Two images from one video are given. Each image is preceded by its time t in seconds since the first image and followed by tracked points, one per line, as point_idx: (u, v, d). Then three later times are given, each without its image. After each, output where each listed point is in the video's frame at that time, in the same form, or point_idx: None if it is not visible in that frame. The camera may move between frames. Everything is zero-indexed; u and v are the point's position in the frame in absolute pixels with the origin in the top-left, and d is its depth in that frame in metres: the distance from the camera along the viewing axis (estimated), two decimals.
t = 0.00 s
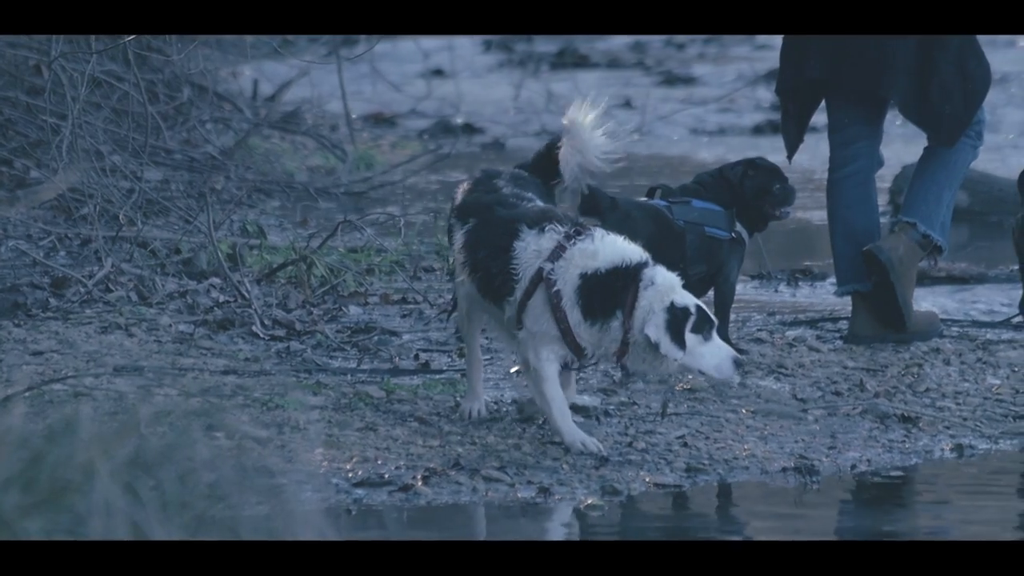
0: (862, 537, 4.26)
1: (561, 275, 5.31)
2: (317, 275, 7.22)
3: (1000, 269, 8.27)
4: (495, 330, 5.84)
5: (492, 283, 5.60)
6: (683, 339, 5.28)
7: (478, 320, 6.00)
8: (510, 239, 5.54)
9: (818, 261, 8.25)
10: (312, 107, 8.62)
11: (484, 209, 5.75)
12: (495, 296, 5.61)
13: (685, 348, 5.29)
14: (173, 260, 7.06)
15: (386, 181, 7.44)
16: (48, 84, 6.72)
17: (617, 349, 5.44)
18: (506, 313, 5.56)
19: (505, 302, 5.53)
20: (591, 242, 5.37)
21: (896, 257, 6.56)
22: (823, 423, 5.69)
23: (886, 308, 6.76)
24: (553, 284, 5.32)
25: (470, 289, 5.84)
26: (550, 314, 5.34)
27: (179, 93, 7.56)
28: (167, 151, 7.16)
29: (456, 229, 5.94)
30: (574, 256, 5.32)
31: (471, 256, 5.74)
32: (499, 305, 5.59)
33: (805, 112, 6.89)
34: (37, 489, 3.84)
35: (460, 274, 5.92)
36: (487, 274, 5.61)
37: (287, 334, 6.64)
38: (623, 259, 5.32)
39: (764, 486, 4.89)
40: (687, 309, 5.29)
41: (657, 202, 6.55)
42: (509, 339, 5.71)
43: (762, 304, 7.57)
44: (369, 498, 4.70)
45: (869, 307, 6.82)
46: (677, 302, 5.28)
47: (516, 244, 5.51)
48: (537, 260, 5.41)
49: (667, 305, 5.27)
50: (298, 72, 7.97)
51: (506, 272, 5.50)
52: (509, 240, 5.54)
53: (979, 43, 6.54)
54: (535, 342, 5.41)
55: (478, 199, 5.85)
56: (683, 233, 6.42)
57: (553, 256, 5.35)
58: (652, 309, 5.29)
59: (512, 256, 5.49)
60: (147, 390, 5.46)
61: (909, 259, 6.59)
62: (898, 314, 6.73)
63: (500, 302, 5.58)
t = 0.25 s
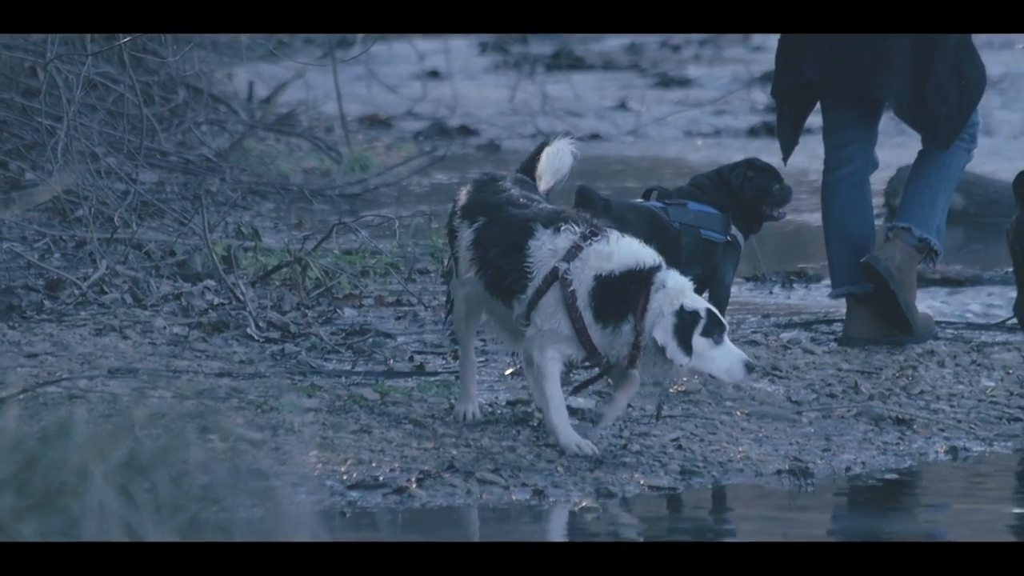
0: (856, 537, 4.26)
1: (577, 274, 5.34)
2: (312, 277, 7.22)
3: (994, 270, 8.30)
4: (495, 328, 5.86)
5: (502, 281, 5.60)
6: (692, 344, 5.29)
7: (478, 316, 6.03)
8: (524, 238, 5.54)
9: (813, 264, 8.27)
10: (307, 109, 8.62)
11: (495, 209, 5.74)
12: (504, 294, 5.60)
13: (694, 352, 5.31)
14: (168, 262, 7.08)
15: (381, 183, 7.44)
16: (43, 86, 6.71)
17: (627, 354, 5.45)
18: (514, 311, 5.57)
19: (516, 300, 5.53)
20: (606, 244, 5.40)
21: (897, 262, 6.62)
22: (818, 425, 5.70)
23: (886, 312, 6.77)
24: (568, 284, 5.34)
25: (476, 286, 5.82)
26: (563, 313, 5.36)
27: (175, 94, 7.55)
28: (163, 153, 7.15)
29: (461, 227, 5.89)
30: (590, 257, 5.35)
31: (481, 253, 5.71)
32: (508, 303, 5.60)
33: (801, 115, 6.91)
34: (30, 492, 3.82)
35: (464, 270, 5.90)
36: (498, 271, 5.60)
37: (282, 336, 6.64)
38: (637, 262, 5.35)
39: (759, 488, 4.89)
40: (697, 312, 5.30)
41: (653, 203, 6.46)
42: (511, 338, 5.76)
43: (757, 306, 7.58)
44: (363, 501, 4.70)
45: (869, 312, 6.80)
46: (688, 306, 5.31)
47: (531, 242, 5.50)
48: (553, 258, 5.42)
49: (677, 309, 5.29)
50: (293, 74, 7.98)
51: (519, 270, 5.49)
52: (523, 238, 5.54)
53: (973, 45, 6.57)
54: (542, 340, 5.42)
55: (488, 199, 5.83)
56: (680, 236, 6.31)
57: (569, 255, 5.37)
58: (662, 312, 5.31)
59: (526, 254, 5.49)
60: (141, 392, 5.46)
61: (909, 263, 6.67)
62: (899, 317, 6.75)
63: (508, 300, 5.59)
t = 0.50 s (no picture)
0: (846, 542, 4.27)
1: (585, 281, 5.29)
2: (302, 283, 7.22)
3: (982, 276, 8.33)
4: (494, 329, 5.81)
5: (509, 283, 5.54)
6: (697, 352, 5.17)
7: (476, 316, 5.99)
8: (534, 240, 5.50)
9: (803, 270, 8.29)
10: (297, 116, 8.62)
11: (503, 211, 5.70)
12: (510, 296, 5.55)
13: (700, 360, 5.18)
14: (158, 269, 7.07)
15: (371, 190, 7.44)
16: (32, 92, 6.68)
17: (635, 362, 5.37)
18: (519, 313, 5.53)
19: (521, 302, 5.49)
20: (616, 251, 5.36)
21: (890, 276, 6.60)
22: (808, 431, 5.70)
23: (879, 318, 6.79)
24: (575, 290, 5.30)
25: (480, 287, 5.77)
26: (569, 318, 5.32)
27: (164, 101, 7.54)
28: (152, 160, 7.13)
29: (466, 226, 5.85)
30: (599, 263, 5.31)
31: (488, 254, 5.65)
32: (514, 306, 5.55)
33: (791, 120, 6.92)
34: (19, 499, 3.82)
35: (468, 270, 5.83)
36: (505, 272, 5.55)
37: (271, 343, 6.63)
38: (645, 270, 5.29)
39: (750, 495, 4.90)
40: (704, 320, 5.17)
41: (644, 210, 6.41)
42: (510, 340, 5.74)
43: (746, 312, 7.59)
44: (354, 507, 4.69)
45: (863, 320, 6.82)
46: (694, 313, 5.18)
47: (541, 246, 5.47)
48: (562, 264, 5.38)
49: (683, 316, 5.18)
50: (283, 80, 7.97)
51: (526, 272, 5.45)
52: (532, 241, 5.49)
53: (963, 53, 6.57)
54: (546, 342, 5.38)
55: (495, 202, 5.78)
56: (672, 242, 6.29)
57: (578, 261, 5.33)
58: (668, 320, 5.21)
59: (535, 257, 5.45)
60: (132, 399, 5.44)
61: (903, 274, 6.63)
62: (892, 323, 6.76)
63: (513, 303, 5.55)
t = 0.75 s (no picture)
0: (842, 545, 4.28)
1: (602, 288, 5.32)
2: (299, 289, 7.22)
3: (980, 282, 8.34)
4: (506, 335, 5.74)
5: (525, 288, 5.50)
6: (715, 358, 5.23)
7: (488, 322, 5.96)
8: (553, 245, 5.50)
9: (799, 275, 8.29)
10: (293, 122, 8.63)
11: (519, 217, 5.68)
12: (525, 301, 5.52)
13: (718, 366, 5.24)
14: (154, 274, 7.07)
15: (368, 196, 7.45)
16: (29, 98, 6.69)
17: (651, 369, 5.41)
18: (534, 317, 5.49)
19: (537, 306, 5.47)
20: (634, 259, 5.39)
21: (897, 285, 6.62)
22: (804, 437, 5.71)
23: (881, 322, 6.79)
24: (593, 297, 5.32)
25: (495, 294, 5.71)
26: (584, 322, 5.34)
27: (161, 107, 7.54)
28: (149, 166, 7.13)
29: (477, 233, 5.79)
30: (618, 271, 5.34)
31: (505, 259, 5.59)
32: (530, 311, 5.52)
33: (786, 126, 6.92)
34: (16, 505, 3.92)
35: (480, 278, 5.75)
36: (522, 277, 5.51)
37: (268, 348, 6.63)
38: (663, 277, 5.33)
39: (747, 500, 4.90)
40: (722, 327, 5.24)
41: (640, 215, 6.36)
42: (525, 344, 5.65)
43: (743, 317, 7.59)
44: (350, 512, 4.69)
45: (862, 325, 6.80)
46: (712, 320, 5.25)
47: (558, 250, 5.47)
48: (579, 269, 5.40)
49: (702, 323, 5.24)
50: (280, 87, 7.98)
51: (542, 276, 5.44)
52: (550, 245, 5.50)
53: (960, 59, 6.64)
54: (559, 345, 5.38)
55: (510, 210, 5.76)
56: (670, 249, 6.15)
57: (596, 267, 5.35)
58: (687, 327, 5.26)
59: (553, 262, 5.45)
60: (128, 404, 5.44)
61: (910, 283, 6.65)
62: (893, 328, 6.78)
63: (529, 308, 5.51)
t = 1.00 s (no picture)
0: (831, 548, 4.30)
1: (615, 292, 5.33)
2: (290, 291, 7.23)
3: (971, 285, 8.37)
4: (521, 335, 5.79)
5: (541, 292, 5.53)
6: (731, 368, 5.14)
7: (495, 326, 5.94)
8: (570, 248, 5.52)
9: (790, 278, 8.32)
10: (285, 124, 8.64)
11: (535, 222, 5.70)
12: (541, 305, 5.55)
13: (734, 377, 5.15)
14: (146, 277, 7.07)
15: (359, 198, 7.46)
16: (20, 101, 6.68)
17: (669, 381, 5.30)
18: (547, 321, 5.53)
19: (551, 310, 5.49)
20: (650, 268, 5.37)
21: (892, 292, 6.68)
22: (795, 440, 5.72)
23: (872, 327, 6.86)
24: (606, 301, 5.33)
25: (508, 298, 5.73)
26: (596, 325, 5.35)
27: (152, 109, 7.53)
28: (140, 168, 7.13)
29: (490, 239, 5.79)
30: (633, 276, 5.34)
31: (522, 264, 5.60)
32: (545, 315, 5.54)
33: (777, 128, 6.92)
34: (7, 507, 3.92)
35: (494, 282, 5.77)
36: (538, 281, 5.53)
37: (259, 350, 6.64)
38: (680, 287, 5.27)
39: (737, 503, 4.91)
40: (739, 337, 5.15)
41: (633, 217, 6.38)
42: (536, 342, 5.72)
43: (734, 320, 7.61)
44: (341, 515, 4.70)
45: (852, 329, 6.85)
46: (728, 330, 5.16)
47: (576, 254, 5.50)
48: (595, 273, 5.41)
49: (719, 333, 5.15)
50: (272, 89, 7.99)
51: (558, 280, 5.47)
52: (567, 249, 5.52)
53: (950, 61, 6.62)
54: (570, 347, 5.40)
55: (525, 215, 5.77)
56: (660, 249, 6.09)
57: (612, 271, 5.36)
58: (703, 337, 5.17)
59: (569, 264, 5.48)
60: (119, 407, 5.45)
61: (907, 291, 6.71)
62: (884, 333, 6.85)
63: (544, 312, 5.53)
